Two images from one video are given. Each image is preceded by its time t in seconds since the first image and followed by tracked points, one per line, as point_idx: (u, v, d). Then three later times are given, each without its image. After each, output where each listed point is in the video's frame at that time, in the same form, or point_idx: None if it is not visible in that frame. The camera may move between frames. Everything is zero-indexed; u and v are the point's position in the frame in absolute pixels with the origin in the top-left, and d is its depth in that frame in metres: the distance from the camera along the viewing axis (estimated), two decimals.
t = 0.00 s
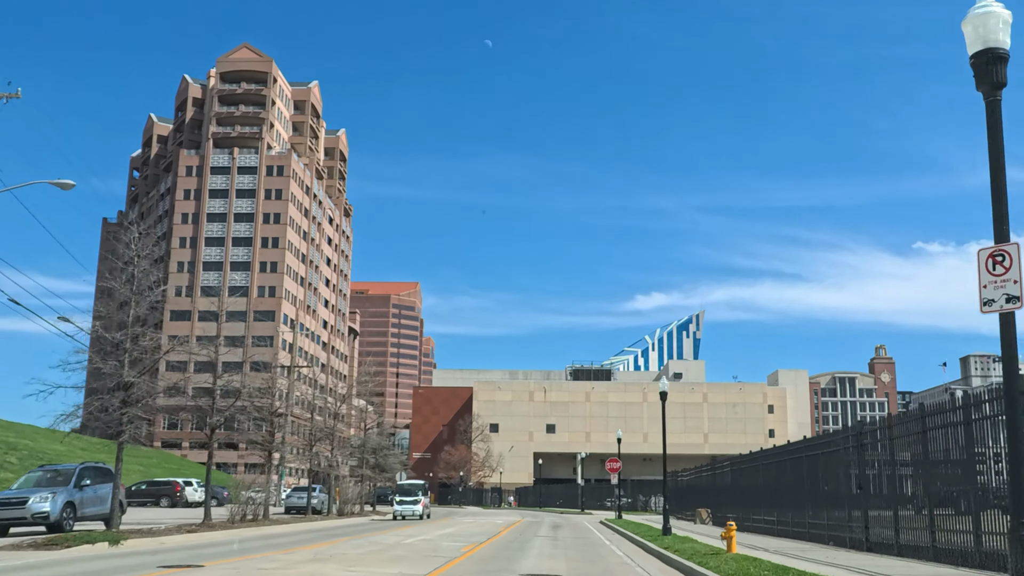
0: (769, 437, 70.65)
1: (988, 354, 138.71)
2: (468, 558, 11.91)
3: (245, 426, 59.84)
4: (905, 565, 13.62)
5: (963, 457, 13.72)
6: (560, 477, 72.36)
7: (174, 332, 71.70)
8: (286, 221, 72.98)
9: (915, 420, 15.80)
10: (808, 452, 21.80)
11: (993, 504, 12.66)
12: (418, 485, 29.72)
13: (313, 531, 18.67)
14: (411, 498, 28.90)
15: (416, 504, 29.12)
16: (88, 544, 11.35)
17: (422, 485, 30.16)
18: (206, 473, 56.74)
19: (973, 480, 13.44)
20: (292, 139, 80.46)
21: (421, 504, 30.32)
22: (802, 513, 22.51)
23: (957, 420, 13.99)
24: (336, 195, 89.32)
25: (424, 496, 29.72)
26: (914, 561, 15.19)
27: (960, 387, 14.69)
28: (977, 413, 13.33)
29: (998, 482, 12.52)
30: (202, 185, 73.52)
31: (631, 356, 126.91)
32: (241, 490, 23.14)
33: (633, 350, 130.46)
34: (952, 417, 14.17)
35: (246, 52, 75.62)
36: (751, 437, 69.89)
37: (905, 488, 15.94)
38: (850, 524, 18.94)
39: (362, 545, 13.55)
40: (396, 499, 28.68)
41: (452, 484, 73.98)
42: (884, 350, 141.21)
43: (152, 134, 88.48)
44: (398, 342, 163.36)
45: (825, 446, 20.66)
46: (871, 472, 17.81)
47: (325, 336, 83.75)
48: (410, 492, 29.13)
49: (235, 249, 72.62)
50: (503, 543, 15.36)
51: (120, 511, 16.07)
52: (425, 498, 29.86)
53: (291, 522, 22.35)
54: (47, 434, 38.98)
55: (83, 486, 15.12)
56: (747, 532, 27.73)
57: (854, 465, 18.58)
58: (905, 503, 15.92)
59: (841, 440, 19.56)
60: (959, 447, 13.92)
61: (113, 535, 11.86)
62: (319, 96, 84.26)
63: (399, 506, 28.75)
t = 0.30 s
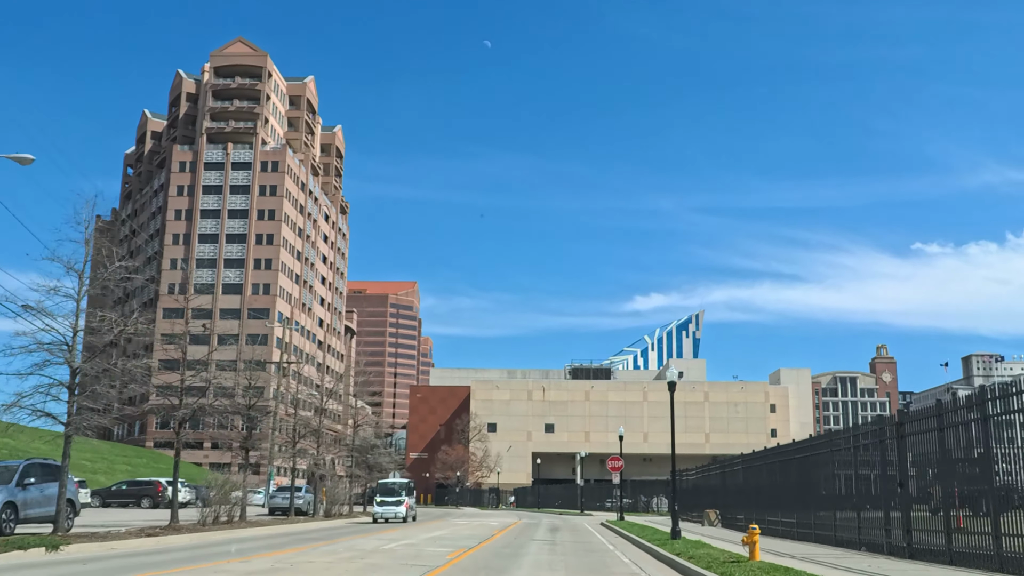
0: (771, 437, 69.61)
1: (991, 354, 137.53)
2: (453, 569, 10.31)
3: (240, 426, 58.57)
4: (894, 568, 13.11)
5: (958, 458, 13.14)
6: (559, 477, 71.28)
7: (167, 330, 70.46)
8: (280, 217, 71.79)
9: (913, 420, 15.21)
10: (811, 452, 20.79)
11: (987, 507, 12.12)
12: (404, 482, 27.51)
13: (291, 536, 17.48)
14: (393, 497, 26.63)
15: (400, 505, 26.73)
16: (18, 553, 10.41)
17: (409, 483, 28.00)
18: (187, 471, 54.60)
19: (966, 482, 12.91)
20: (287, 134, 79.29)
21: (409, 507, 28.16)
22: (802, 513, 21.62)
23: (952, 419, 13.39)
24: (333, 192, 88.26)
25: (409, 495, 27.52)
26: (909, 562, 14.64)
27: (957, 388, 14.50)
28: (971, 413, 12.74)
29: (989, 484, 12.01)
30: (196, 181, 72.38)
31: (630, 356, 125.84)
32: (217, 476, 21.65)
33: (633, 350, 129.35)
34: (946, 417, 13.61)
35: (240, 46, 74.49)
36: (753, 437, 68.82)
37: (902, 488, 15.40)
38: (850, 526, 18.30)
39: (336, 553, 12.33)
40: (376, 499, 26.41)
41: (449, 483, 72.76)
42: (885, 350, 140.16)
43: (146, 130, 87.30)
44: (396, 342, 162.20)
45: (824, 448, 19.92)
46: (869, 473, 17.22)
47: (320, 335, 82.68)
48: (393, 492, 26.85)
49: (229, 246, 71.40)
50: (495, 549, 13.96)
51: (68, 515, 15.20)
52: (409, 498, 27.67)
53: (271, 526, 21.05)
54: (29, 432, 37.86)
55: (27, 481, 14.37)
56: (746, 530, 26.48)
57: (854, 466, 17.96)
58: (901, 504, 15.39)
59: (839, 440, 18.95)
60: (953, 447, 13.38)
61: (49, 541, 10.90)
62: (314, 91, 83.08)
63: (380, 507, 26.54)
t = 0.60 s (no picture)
0: (773, 437, 68.60)
1: (993, 354, 136.47)
2: None
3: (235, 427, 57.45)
4: (893, 568, 12.86)
5: (962, 458, 12.94)
6: (558, 478, 70.24)
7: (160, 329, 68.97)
8: (275, 214, 70.69)
9: (916, 420, 14.92)
10: (810, 451, 20.13)
11: (992, 507, 11.94)
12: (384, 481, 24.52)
13: (272, 539, 16.41)
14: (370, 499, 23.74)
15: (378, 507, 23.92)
16: None
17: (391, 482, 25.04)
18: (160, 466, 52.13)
19: (970, 483, 12.73)
20: (283, 130, 78.25)
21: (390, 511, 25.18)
22: (799, 513, 21.01)
23: (958, 421, 13.24)
24: (329, 189, 87.27)
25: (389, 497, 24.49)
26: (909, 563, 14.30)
27: (961, 389, 14.19)
28: (980, 413, 12.55)
29: (995, 484, 11.86)
30: (189, 177, 71.33)
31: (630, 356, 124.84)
32: (188, 474, 20.28)
33: (632, 350, 128.21)
34: (952, 418, 13.44)
35: (235, 41, 73.47)
36: (755, 437, 67.75)
37: (903, 489, 15.07)
38: (850, 527, 17.76)
39: (308, 560, 11.30)
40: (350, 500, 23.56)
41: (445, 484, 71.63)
42: (887, 350, 139.16)
43: (140, 126, 86.22)
44: (395, 342, 161.10)
45: (821, 448, 19.39)
46: (869, 472, 16.77)
47: (316, 334, 81.64)
48: (370, 494, 23.90)
49: (223, 243, 70.42)
50: (488, 554, 12.80)
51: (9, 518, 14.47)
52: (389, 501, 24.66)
53: (251, 529, 19.83)
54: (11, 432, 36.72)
55: None
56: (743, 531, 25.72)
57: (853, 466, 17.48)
58: (901, 505, 15.08)
59: (838, 438, 18.45)
60: (956, 449, 13.23)
61: None
62: (310, 87, 82.00)
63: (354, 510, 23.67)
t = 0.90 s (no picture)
0: (776, 437, 67.57)
1: (996, 354, 135.34)
2: None
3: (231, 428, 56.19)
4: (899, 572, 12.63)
5: (965, 459, 12.66)
6: (557, 479, 69.15)
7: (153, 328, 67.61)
8: (270, 210, 69.55)
9: (916, 419, 14.56)
10: (809, 451, 19.65)
11: (995, 509, 11.67)
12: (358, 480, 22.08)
13: (249, 545, 15.26)
14: (340, 501, 21.35)
15: (350, 509, 21.54)
16: None
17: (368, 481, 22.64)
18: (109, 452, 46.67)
19: (974, 485, 12.46)
20: (278, 126, 77.18)
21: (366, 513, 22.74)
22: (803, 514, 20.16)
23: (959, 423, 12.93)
24: (326, 186, 86.24)
25: (363, 496, 22.05)
26: (915, 566, 13.94)
27: (962, 388, 13.99)
28: (981, 413, 12.28)
29: (997, 487, 11.61)
30: (183, 173, 70.23)
31: (629, 356, 123.70)
32: (160, 469, 19.05)
33: (632, 350, 127.00)
34: (952, 419, 13.18)
35: (230, 35, 72.43)
36: (758, 438, 66.73)
37: (908, 490, 14.69)
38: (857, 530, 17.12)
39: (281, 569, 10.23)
40: (318, 502, 21.15)
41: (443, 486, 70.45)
42: (888, 349, 138.04)
43: (134, 122, 85.11)
44: (393, 341, 159.84)
45: (825, 448, 18.71)
46: (874, 474, 16.29)
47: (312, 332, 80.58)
48: (341, 494, 21.49)
49: (217, 240, 69.28)
50: (480, 562, 11.61)
51: None
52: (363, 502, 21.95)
53: (230, 535, 18.52)
54: None
55: None
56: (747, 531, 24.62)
57: (859, 469, 16.92)
58: (906, 506, 14.72)
59: (841, 438, 17.86)
60: (957, 450, 13.01)
61: None
62: (307, 83, 80.91)
63: (322, 512, 21.31)
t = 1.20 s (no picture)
0: (778, 437, 66.52)
1: (999, 354, 134.32)
2: None
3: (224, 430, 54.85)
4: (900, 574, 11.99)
5: (967, 460, 12.07)
6: (557, 479, 68.10)
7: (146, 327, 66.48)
8: (265, 207, 68.49)
9: (917, 420, 13.92)
10: (811, 451, 18.79)
11: (1001, 511, 11.05)
12: (322, 477, 18.61)
13: (229, 550, 14.26)
14: (299, 501, 17.76)
15: (312, 512, 17.89)
16: None
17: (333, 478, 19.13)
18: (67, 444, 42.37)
19: (978, 485, 11.84)
20: (274, 122, 76.18)
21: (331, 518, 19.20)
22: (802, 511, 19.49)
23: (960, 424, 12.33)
24: (322, 184, 85.28)
25: (328, 498, 18.52)
26: (915, 568, 13.30)
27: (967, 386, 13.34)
28: (984, 415, 11.68)
29: (1001, 488, 11.05)
30: (177, 170, 69.23)
31: (629, 357, 122.69)
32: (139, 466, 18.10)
33: (633, 350, 125.94)
34: (954, 418, 12.58)
35: (224, 29, 71.41)
36: (760, 438, 65.70)
37: (910, 492, 14.02)
38: (854, 532, 16.50)
39: None
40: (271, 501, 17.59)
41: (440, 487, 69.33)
42: (890, 349, 137.04)
43: (129, 119, 84.13)
44: (392, 341, 158.76)
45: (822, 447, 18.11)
46: (873, 476, 15.65)
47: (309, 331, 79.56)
48: (301, 493, 17.96)
49: (211, 237, 68.22)
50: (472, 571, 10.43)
51: None
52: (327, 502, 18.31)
53: (206, 538, 17.37)
54: None
55: None
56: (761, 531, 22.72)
57: (858, 471, 16.31)
58: (904, 507, 14.09)
59: (840, 438, 17.22)
60: (961, 449, 12.37)
61: None
62: (303, 78, 79.89)
63: (277, 515, 17.66)
